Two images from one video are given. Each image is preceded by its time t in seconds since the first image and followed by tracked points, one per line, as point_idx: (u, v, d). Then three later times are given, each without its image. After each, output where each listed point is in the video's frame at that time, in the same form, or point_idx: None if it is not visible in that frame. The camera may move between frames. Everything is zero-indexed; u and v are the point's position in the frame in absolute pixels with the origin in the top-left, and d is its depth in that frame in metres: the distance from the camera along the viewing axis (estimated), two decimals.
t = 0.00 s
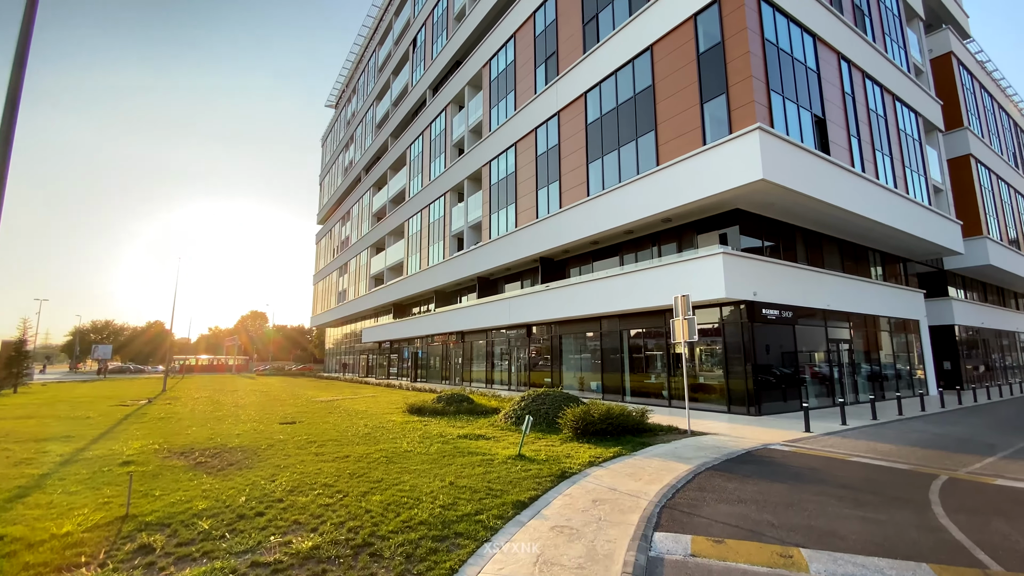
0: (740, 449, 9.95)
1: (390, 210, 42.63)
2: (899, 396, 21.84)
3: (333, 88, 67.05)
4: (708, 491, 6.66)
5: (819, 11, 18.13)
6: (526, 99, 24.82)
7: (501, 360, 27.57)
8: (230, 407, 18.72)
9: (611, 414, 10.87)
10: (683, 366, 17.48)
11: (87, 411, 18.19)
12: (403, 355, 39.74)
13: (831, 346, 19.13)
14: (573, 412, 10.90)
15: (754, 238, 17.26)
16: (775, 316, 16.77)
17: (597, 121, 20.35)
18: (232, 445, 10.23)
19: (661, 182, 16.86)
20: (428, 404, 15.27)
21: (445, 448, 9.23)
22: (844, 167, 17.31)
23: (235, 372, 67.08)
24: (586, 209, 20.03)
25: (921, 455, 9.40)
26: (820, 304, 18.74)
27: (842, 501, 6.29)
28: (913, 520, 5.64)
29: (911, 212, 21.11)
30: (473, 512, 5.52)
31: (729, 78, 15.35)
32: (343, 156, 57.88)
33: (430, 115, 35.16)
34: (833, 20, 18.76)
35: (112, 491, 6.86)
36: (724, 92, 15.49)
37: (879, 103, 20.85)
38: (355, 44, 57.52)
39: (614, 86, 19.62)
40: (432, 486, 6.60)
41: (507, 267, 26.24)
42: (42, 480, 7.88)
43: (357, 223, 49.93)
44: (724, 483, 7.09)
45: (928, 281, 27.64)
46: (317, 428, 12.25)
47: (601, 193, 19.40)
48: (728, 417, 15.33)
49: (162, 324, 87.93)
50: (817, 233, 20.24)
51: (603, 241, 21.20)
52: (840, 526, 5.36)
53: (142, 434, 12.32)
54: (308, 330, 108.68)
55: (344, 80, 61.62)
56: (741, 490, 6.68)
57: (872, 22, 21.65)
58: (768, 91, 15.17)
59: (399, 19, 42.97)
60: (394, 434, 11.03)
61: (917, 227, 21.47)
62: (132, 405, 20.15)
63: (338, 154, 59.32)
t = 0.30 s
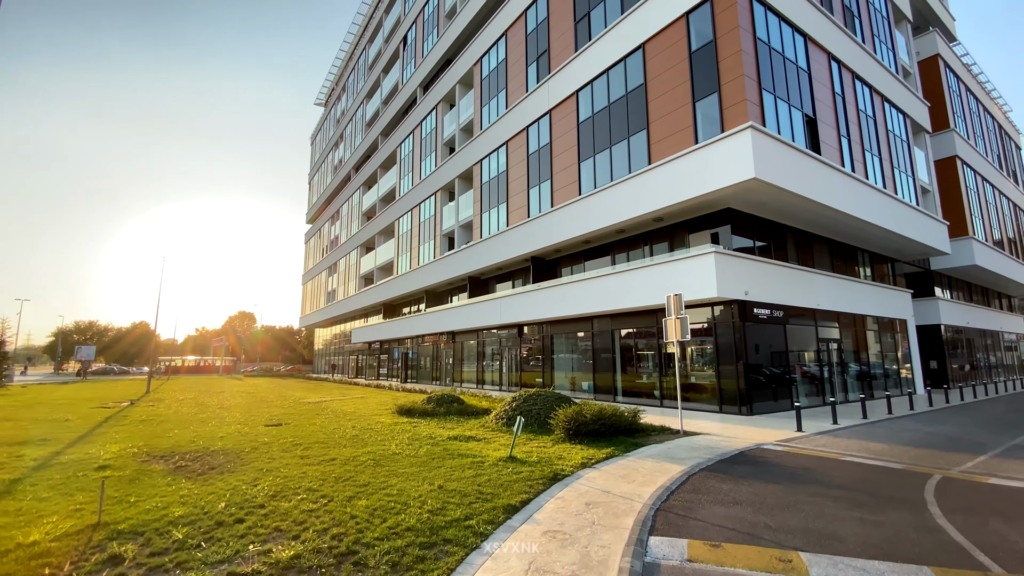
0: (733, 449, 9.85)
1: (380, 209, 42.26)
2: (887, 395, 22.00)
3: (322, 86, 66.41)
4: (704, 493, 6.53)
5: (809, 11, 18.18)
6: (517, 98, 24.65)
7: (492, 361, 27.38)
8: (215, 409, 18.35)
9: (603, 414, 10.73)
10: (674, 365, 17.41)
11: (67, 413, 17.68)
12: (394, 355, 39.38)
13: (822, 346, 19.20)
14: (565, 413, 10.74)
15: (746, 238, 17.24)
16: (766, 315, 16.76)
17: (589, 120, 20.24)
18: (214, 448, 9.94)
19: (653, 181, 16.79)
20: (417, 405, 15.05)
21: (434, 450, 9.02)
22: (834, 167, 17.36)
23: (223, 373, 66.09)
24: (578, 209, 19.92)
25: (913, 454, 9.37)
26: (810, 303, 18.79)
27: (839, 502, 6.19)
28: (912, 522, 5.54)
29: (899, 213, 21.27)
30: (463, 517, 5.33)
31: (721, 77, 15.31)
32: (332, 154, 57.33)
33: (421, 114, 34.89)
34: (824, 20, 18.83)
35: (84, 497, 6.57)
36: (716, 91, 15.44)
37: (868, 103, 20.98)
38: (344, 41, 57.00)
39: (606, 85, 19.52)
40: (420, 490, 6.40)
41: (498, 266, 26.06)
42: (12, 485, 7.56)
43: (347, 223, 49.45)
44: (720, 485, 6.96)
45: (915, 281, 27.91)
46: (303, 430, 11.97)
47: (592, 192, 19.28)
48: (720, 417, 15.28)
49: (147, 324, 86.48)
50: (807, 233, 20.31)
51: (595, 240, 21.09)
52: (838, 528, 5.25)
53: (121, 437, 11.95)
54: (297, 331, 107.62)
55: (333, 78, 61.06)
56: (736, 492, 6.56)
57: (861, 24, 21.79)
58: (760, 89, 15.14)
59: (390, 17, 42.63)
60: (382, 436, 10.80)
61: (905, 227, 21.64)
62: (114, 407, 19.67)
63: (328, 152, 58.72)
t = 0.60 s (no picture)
0: (727, 450, 9.73)
1: (371, 209, 41.84)
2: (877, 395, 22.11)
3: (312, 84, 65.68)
4: (699, 497, 6.37)
5: (801, 11, 18.20)
6: (509, 96, 24.47)
7: (483, 362, 27.16)
8: (199, 412, 17.93)
9: (596, 415, 10.56)
10: (667, 366, 17.31)
11: (46, 416, 17.19)
12: (384, 356, 38.99)
13: (813, 346, 19.23)
14: (557, 414, 10.56)
15: (738, 238, 17.18)
16: (758, 315, 16.72)
17: (581, 119, 20.10)
18: (194, 453, 9.64)
19: (646, 180, 16.68)
20: (407, 407, 14.79)
21: (424, 454, 8.80)
22: (825, 167, 17.37)
23: (210, 375, 65.10)
24: (570, 208, 19.77)
25: (906, 455, 9.31)
26: (801, 303, 18.80)
27: (836, 504, 6.06)
28: (911, 525, 5.41)
29: (888, 213, 21.38)
30: (451, 526, 5.12)
31: (713, 75, 15.23)
32: (322, 153, 56.73)
33: (412, 112, 34.58)
34: (815, 21, 18.87)
35: (54, 505, 6.28)
36: (708, 90, 15.37)
37: (858, 104, 21.06)
38: (335, 40, 56.42)
39: (598, 84, 19.41)
40: (408, 496, 6.18)
41: (489, 266, 25.86)
42: None
43: (337, 222, 48.91)
44: (715, 488, 6.81)
45: (903, 281, 28.14)
46: (288, 434, 11.68)
47: (584, 191, 19.15)
48: (712, 418, 15.21)
49: (133, 326, 85.07)
50: (798, 234, 20.33)
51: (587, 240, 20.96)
52: (837, 533, 5.11)
53: (100, 441, 11.57)
54: (286, 331, 106.52)
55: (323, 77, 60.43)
56: (732, 496, 6.41)
57: (851, 25, 21.90)
58: (752, 88, 15.09)
59: (380, 15, 42.25)
60: (370, 439, 10.55)
61: (894, 228, 21.76)
62: (96, 410, 19.22)
63: (318, 151, 58.16)
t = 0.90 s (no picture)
0: (720, 451, 9.64)
1: (361, 208, 41.49)
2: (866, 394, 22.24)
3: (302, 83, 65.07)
4: (694, 500, 6.26)
5: (792, 12, 18.25)
6: (501, 95, 24.31)
7: (475, 362, 26.98)
8: (184, 414, 17.55)
9: (589, 417, 10.43)
10: (659, 366, 17.25)
11: (24, 420, 16.72)
12: (375, 357, 38.64)
13: (804, 345, 19.30)
14: (549, 416, 10.41)
15: (730, 238, 17.15)
16: (750, 315, 16.71)
17: (573, 118, 20.00)
18: (175, 457, 9.37)
19: (638, 179, 16.61)
20: (397, 408, 14.56)
21: (413, 457, 8.61)
22: (816, 167, 17.42)
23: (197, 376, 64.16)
24: (562, 208, 19.65)
25: (899, 455, 9.28)
26: (793, 304, 18.85)
27: (832, 507, 5.98)
28: (909, 528, 5.33)
29: (878, 214, 21.52)
30: (440, 533, 4.95)
31: (706, 75, 15.19)
32: (312, 152, 56.22)
33: (403, 111, 34.32)
34: (806, 22, 18.93)
35: (23, 514, 6.02)
36: (700, 89, 15.33)
37: (848, 105, 21.18)
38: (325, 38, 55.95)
39: (590, 83, 19.31)
40: (396, 502, 6.00)
41: (480, 266, 25.69)
42: None
43: (327, 222, 48.44)
44: (709, 490, 6.69)
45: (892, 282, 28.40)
46: (275, 436, 11.43)
47: (577, 191, 19.04)
48: (704, 418, 15.16)
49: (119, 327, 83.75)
50: (789, 234, 20.38)
51: (579, 240, 20.85)
52: (835, 536, 5.01)
53: (78, 445, 11.23)
54: (276, 332, 105.48)
55: (313, 75, 59.90)
56: (727, 498, 6.30)
57: (841, 26, 22.03)
58: (745, 88, 15.07)
59: (371, 13, 41.93)
60: (358, 442, 10.32)
61: (883, 228, 21.91)
62: (77, 413, 18.73)
63: (307, 150, 57.58)
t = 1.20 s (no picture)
0: (715, 452, 9.52)
1: (352, 208, 41.11)
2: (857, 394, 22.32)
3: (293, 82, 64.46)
4: (691, 503, 6.12)
5: (785, 13, 18.27)
6: (493, 94, 24.15)
7: (467, 363, 26.76)
8: (169, 417, 17.19)
9: (582, 418, 10.28)
10: (652, 366, 17.15)
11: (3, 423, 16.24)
12: (366, 359, 38.27)
13: (796, 345, 19.33)
14: (542, 417, 10.25)
15: (723, 238, 17.11)
16: (743, 315, 16.67)
17: (566, 117, 19.89)
18: (158, 462, 9.09)
19: (631, 179, 16.51)
20: (388, 410, 14.33)
21: (403, 460, 8.41)
22: (809, 167, 17.43)
23: (185, 378, 63.28)
24: (555, 207, 19.52)
25: (894, 455, 9.22)
26: (785, 304, 18.87)
27: (831, 509, 5.86)
28: (910, 531, 5.23)
29: (869, 214, 21.62)
30: (430, 539, 4.76)
31: (699, 74, 15.13)
32: (303, 152, 55.67)
33: (394, 110, 34.06)
34: (798, 23, 18.98)
35: None
36: (694, 88, 15.27)
37: (840, 106, 21.28)
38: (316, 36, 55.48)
39: (583, 82, 19.21)
40: (385, 507, 5.79)
41: (472, 266, 25.49)
42: None
43: (317, 222, 47.96)
44: (706, 493, 6.56)
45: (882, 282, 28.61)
46: (261, 439, 11.15)
47: (570, 190, 18.91)
48: (698, 418, 15.08)
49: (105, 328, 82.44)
50: (782, 234, 20.41)
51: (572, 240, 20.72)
52: (836, 540, 4.89)
53: (57, 449, 10.89)
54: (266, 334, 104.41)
55: (304, 74, 59.38)
56: (724, 501, 6.16)
57: (832, 28, 22.15)
58: (738, 87, 15.03)
59: (363, 11, 41.63)
60: (347, 445, 10.09)
61: (874, 229, 22.00)
62: (59, 416, 18.27)
63: (298, 149, 57.07)
